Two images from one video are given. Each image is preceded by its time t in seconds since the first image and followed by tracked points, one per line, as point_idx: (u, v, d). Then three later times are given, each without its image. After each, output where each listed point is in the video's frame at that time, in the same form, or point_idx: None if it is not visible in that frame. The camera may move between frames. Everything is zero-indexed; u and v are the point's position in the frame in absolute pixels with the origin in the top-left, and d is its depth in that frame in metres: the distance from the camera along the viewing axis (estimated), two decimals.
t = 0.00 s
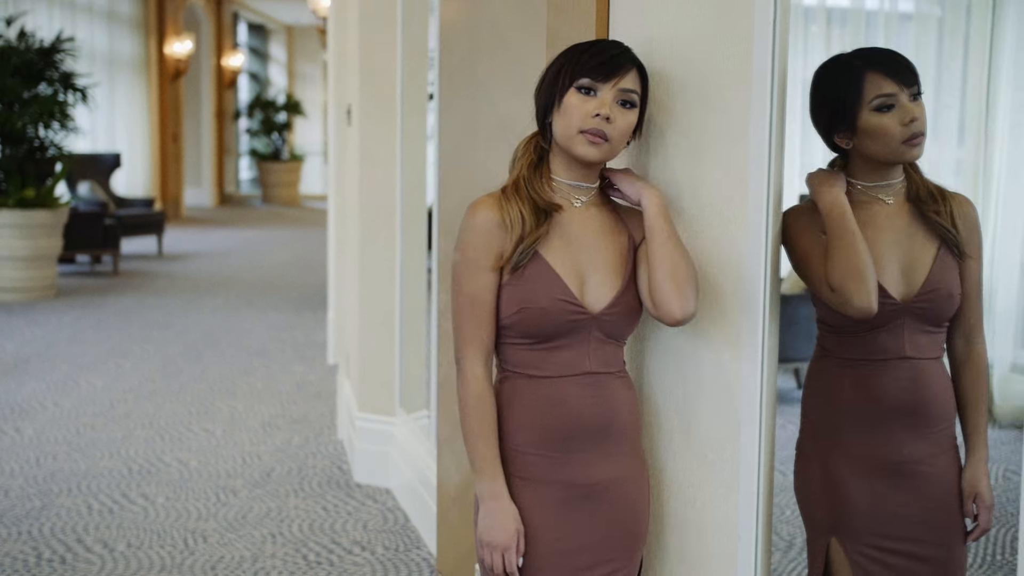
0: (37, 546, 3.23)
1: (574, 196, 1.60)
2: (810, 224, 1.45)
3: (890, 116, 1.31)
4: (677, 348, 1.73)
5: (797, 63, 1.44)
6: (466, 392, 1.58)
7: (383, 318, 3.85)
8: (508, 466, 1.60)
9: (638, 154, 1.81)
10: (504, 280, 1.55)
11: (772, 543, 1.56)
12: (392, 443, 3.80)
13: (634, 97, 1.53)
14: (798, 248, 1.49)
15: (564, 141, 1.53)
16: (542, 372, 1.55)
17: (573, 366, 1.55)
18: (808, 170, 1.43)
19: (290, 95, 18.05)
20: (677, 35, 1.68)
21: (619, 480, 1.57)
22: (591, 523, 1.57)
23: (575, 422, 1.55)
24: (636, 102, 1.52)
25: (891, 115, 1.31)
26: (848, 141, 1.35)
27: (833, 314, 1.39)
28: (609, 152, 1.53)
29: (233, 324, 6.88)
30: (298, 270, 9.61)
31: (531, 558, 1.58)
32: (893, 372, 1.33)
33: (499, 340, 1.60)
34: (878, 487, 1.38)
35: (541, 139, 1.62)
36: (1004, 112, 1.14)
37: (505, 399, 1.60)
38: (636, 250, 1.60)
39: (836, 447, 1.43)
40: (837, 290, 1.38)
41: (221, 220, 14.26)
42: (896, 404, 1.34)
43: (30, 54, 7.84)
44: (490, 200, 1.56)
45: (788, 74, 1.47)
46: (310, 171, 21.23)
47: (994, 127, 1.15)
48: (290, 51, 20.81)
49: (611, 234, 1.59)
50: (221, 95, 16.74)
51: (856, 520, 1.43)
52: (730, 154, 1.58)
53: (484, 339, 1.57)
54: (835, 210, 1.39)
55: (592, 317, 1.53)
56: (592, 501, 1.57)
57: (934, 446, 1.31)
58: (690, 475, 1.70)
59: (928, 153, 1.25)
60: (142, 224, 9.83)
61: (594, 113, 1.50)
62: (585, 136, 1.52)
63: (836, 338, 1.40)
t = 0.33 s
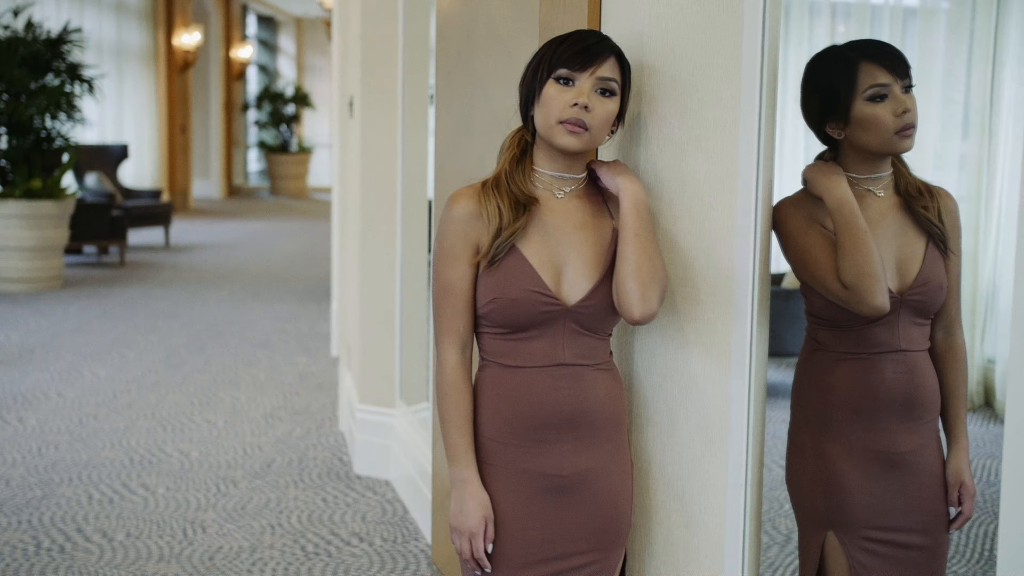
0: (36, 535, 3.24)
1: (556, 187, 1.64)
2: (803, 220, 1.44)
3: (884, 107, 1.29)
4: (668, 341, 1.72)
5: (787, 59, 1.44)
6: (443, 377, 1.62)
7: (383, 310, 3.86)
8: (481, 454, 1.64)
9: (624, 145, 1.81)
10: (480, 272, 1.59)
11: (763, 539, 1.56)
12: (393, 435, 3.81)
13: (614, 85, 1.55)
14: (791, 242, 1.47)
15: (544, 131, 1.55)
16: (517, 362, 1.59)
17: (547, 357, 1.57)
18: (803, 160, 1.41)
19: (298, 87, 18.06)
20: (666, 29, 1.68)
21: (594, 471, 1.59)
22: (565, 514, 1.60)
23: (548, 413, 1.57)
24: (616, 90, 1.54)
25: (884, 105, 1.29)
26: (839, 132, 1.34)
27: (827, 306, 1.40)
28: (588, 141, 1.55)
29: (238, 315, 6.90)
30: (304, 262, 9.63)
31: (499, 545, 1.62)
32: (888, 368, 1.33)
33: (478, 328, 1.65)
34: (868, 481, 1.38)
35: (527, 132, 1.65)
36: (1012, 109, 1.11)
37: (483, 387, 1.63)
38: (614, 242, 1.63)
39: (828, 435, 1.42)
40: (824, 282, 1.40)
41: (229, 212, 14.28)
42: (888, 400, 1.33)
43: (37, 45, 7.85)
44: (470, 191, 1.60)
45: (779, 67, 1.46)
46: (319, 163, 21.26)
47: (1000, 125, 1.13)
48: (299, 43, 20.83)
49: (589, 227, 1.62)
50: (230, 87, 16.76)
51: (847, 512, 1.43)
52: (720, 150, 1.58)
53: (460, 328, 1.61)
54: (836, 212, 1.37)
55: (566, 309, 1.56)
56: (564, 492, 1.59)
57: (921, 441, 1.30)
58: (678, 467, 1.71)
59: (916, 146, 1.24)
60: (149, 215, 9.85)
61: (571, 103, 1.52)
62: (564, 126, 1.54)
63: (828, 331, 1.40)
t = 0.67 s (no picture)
0: (39, 527, 3.25)
1: (542, 179, 1.69)
2: (807, 212, 1.42)
3: (882, 98, 1.29)
4: (660, 336, 1.73)
5: (781, 54, 1.43)
6: (427, 363, 1.70)
7: (387, 305, 3.86)
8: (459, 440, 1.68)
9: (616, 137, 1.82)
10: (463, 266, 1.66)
11: (757, 538, 1.54)
12: (397, 430, 3.81)
13: (597, 75, 1.58)
14: (792, 233, 1.44)
15: (527, 122, 1.59)
16: (494, 352, 1.63)
17: (523, 346, 1.61)
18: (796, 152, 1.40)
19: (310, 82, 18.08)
20: (662, 24, 1.68)
21: (569, 464, 1.61)
22: (538, 504, 1.63)
23: (520, 404, 1.61)
24: (598, 80, 1.58)
25: (883, 96, 1.28)
26: (838, 123, 1.34)
27: (817, 290, 1.40)
28: (573, 132, 1.59)
29: (247, 309, 6.91)
30: (314, 256, 9.64)
31: (473, 531, 1.66)
32: (889, 364, 1.32)
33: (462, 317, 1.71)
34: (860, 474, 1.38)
35: (516, 128, 1.71)
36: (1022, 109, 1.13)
37: (465, 373, 1.68)
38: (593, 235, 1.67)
39: (826, 423, 1.40)
40: (807, 268, 1.42)
41: (240, 206, 14.31)
42: (882, 392, 1.33)
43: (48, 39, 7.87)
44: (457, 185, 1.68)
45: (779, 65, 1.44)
46: (330, 158, 21.27)
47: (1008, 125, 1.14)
48: (312, 38, 20.85)
49: (571, 221, 1.66)
50: (242, 81, 16.78)
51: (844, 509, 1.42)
52: (713, 143, 1.59)
53: (444, 316, 1.69)
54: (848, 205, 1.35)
55: (539, 301, 1.60)
56: (538, 482, 1.62)
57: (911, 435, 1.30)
58: (671, 462, 1.72)
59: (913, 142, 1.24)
60: (159, 209, 9.87)
61: (553, 94, 1.57)
62: (547, 117, 1.58)
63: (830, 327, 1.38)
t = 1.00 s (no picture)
0: (45, 525, 3.26)
1: (532, 175, 1.70)
2: (812, 211, 1.41)
3: (885, 95, 1.27)
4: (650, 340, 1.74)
5: (780, 55, 1.44)
6: (423, 358, 1.77)
7: (394, 305, 3.86)
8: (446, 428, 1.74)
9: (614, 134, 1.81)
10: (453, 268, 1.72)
11: (756, 544, 1.54)
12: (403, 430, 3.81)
13: (584, 70, 1.59)
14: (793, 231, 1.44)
15: (516, 118, 1.61)
16: (475, 345, 1.67)
17: (501, 341, 1.64)
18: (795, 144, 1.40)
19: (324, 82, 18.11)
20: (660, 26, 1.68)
21: (542, 459, 1.63)
22: (515, 498, 1.65)
23: (494, 397, 1.64)
24: (584, 74, 1.58)
25: (886, 93, 1.27)
26: (839, 119, 1.34)
27: (828, 288, 1.39)
28: (560, 127, 1.60)
29: (257, 309, 6.93)
30: (325, 257, 9.66)
31: (451, 519, 1.71)
32: (876, 361, 1.32)
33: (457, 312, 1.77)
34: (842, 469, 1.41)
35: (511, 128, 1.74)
36: None
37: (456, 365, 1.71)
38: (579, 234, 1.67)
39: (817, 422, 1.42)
40: (811, 265, 1.42)
41: (253, 207, 14.33)
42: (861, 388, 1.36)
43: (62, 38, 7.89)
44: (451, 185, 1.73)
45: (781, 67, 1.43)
46: (344, 159, 21.31)
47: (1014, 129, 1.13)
48: (326, 38, 20.90)
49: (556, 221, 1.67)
50: (256, 81, 16.82)
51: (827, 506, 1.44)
52: (709, 143, 1.61)
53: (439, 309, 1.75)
54: (874, 203, 1.30)
55: (514, 296, 1.63)
56: (512, 474, 1.65)
57: (901, 437, 1.30)
58: (664, 462, 1.73)
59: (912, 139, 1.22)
60: (172, 209, 9.89)
61: (539, 89, 1.58)
62: (534, 113, 1.60)
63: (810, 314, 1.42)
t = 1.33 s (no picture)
0: (49, 528, 3.26)
1: (525, 175, 1.70)
2: (826, 215, 1.39)
3: (886, 97, 1.28)
4: (641, 341, 1.75)
5: (779, 58, 1.45)
6: (421, 354, 1.79)
7: (399, 309, 3.86)
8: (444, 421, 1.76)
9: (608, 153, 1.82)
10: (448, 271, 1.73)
11: (754, 543, 1.55)
12: (407, 434, 3.81)
13: (569, 70, 1.58)
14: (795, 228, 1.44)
15: (503, 119, 1.61)
16: (467, 343, 1.68)
17: (487, 339, 1.65)
18: (800, 141, 1.41)
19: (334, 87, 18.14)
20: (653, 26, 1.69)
21: (523, 459, 1.63)
22: (493, 495, 1.66)
23: (479, 395, 1.64)
24: (568, 74, 1.57)
25: (886, 95, 1.28)
26: (839, 119, 1.35)
27: (841, 291, 1.37)
28: (547, 127, 1.59)
29: (265, 313, 6.93)
30: (333, 261, 9.67)
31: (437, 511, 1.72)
32: (866, 366, 1.34)
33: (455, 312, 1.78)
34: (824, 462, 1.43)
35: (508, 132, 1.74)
36: None
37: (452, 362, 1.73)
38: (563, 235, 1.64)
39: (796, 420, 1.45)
40: (822, 271, 1.41)
41: (263, 211, 14.36)
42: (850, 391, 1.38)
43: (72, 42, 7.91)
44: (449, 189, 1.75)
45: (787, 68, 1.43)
46: (354, 163, 21.33)
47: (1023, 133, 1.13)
48: (337, 43, 20.95)
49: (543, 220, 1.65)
50: (267, 86, 16.85)
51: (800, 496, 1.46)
52: (709, 145, 1.62)
53: (441, 307, 1.77)
54: (893, 209, 1.26)
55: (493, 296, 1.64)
56: (494, 473, 1.65)
57: (891, 440, 1.29)
58: (652, 458, 1.75)
59: (916, 142, 1.22)
60: (182, 213, 9.91)
61: (524, 90, 1.58)
62: (521, 114, 1.60)
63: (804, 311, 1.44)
